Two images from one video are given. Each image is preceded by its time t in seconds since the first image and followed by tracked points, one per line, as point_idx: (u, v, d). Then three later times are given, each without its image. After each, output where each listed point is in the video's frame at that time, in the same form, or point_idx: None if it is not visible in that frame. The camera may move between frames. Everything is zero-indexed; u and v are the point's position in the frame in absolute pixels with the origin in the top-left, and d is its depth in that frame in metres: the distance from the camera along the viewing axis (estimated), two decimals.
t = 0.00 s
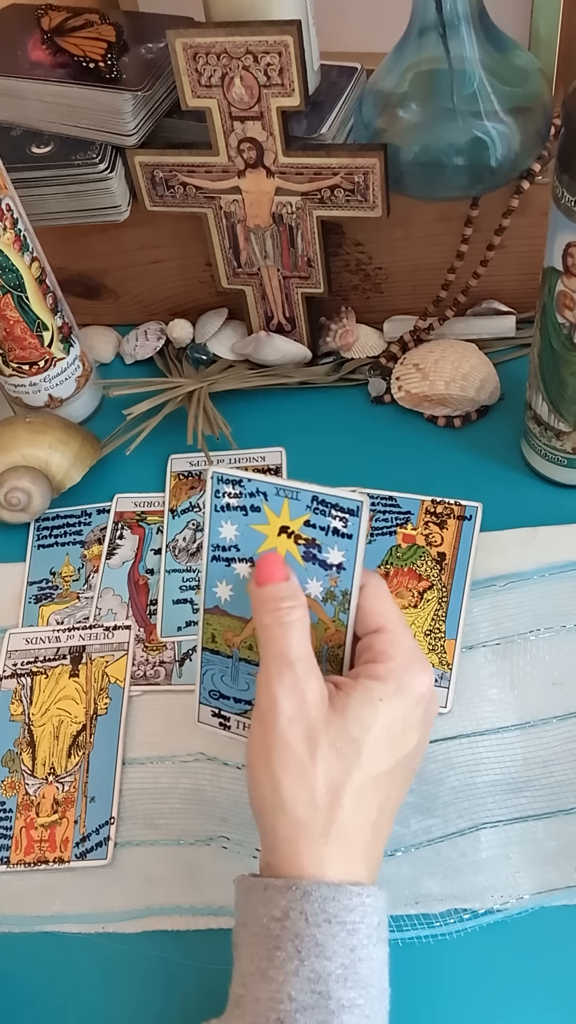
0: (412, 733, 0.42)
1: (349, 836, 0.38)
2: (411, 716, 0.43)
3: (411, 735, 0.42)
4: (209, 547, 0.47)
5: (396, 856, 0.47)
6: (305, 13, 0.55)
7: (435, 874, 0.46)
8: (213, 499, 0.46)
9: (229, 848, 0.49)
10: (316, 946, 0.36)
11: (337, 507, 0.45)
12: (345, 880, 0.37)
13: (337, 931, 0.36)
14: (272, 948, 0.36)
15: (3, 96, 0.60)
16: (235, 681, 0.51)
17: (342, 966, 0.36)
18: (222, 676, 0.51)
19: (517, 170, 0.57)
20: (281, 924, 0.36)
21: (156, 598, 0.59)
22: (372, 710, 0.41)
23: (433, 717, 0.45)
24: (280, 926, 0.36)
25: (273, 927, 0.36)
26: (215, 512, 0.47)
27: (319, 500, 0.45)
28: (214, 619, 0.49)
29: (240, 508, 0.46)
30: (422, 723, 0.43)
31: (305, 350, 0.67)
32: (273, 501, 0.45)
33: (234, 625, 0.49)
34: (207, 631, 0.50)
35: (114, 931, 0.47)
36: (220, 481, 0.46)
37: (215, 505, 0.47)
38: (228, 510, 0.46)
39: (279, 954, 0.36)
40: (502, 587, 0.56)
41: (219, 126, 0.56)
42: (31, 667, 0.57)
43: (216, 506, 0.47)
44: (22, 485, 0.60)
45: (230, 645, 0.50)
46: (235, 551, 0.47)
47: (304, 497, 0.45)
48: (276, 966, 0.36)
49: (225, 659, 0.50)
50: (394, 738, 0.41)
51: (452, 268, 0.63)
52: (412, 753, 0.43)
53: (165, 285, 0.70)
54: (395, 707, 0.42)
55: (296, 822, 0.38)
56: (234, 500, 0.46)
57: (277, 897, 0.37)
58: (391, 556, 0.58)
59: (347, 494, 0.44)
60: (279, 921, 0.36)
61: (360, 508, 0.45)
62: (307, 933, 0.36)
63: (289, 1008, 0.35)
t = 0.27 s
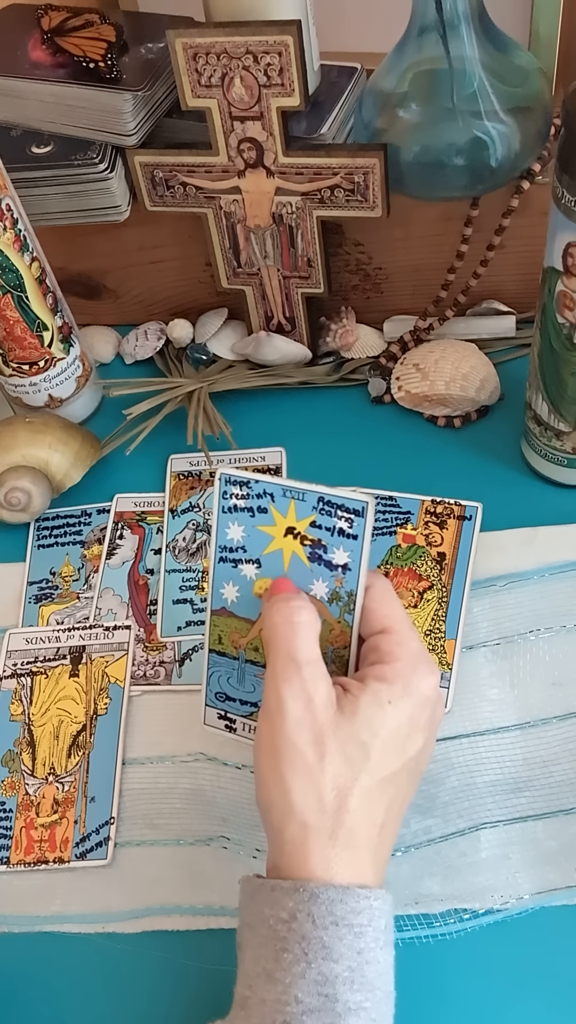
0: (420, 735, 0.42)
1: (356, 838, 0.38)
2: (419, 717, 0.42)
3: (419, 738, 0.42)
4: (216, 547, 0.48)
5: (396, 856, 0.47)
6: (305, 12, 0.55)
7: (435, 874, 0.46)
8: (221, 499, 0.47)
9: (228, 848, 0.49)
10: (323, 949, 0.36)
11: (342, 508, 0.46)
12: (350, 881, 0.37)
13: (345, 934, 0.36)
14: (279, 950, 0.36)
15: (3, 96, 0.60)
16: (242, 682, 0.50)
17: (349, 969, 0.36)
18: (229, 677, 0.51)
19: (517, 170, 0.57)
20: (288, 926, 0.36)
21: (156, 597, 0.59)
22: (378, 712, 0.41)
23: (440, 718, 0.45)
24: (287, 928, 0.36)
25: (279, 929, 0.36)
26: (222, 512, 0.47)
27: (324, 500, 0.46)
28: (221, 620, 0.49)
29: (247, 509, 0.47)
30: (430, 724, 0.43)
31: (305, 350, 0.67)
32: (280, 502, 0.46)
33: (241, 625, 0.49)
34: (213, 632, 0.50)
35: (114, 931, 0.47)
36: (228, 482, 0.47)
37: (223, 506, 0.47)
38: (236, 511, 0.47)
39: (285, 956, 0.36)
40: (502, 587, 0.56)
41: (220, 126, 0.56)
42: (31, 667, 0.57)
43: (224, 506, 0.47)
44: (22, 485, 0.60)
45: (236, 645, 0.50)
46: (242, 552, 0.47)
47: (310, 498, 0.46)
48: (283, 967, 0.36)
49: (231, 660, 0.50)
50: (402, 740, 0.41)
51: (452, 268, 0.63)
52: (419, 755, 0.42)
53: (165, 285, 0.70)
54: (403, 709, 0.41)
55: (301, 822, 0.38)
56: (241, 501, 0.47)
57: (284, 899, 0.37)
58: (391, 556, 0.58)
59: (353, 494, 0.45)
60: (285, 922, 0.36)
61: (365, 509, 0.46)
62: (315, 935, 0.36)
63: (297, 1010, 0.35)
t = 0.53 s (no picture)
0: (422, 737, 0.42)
1: (358, 839, 0.38)
2: (420, 718, 0.42)
3: (421, 740, 0.42)
4: (212, 548, 0.47)
5: (396, 856, 0.47)
6: (305, 12, 0.55)
7: (435, 874, 0.46)
8: (215, 500, 0.46)
9: (229, 848, 0.49)
10: (324, 954, 0.36)
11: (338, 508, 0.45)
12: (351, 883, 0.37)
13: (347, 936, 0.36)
14: (280, 952, 0.36)
15: (3, 96, 0.60)
16: (241, 681, 0.50)
17: (350, 974, 0.36)
18: (228, 676, 0.51)
19: (517, 170, 0.57)
20: (288, 929, 0.36)
21: (156, 598, 0.59)
22: (380, 712, 0.41)
23: (442, 721, 0.45)
24: (288, 929, 0.36)
25: (280, 931, 0.37)
26: (217, 513, 0.47)
27: (320, 501, 0.45)
28: (220, 619, 0.49)
29: (242, 510, 0.46)
30: (432, 727, 0.43)
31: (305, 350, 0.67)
32: (275, 502, 0.45)
33: (240, 625, 0.49)
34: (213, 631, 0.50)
35: (114, 931, 0.47)
36: (222, 481, 0.46)
37: (217, 506, 0.46)
38: (231, 511, 0.46)
39: (287, 958, 0.36)
40: (502, 587, 0.56)
41: (219, 126, 0.56)
42: (31, 667, 0.57)
43: (218, 507, 0.46)
44: (22, 485, 0.60)
45: (236, 645, 0.50)
46: (238, 552, 0.47)
47: (305, 498, 0.45)
48: (284, 971, 0.36)
49: (231, 659, 0.50)
50: (405, 742, 0.41)
51: (452, 268, 0.63)
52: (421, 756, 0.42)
53: (165, 284, 0.70)
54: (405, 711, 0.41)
55: (302, 823, 0.38)
56: (236, 501, 0.46)
57: (286, 902, 0.37)
58: (391, 556, 0.58)
59: (348, 495, 0.45)
60: (286, 924, 0.36)
61: (361, 509, 0.45)
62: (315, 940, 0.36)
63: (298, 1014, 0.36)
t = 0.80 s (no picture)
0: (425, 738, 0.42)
1: (360, 839, 0.38)
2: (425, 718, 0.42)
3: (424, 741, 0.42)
4: (219, 547, 0.48)
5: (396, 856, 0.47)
6: (305, 12, 0.55)
7: (435, 874, 0.46)
8: (224, 499, 0.47)
9: (228, 848, 0.49)
10: (328, 952, 0.36)
11: (348, 509, 0.46)
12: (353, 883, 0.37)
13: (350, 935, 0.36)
14: (283, 952, 0.36)
15: (3, 96, 0.60)
16: (245, 682, 0.50)
17: (353, 974, 0.36)
18: (232, 677, 0.51)
19: (517, 170, 0.57)
20: (292, 929, 0.36)
21: (156, 598, 0.59)
22: (381, 712, 0.41)
23: (446, 721, 0.45)
24: (291, 929, 0.36)
25: (284, 931, 0.36)
26: (226, 512, 0.47)
27: (329, 501, 0.45)
28: (224, 619, 0.49)
29: (251, 510, 0.47)
30: (436, 727, 0.43)
31: (305, 350, 0.67)
32: (284, 502, 0.46)
33: (244, 625, 0.49)
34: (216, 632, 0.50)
35: (114, 931, 0.47)
36: (232, 481, 0.47)
37: (226, 506, 0.47)
38: (239, 511, 0.47)
39: (289, 958, 0.36)
40: (502, 587, 0.56)
41: (219, 126, 0.56)
42: (31, 667, 0.57)
43: (227, 506, 0.47)
44: (22, 485, 0.60)
45: (240, 645, 0.50)
46: (245, 551, 0.47)
47: (315, 498, 0.46)
48: (287, 971, 0.36)
49: (234, 660, 0.50)
50: (407, 742, 0.41)
51: (453, 268, 0.63)
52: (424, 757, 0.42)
53: (165, 284, 0.70)
54: (407, 710, 0.42)
55: (305, 823, 0.38)
56: (244, 501, 0.47)
57: (289, 902, 0.37)
58: (391, 556, 0.58)
59: (357, 495, 0.45)
60: (289, 924, 0.36)
61: (371, 510, 0.45)
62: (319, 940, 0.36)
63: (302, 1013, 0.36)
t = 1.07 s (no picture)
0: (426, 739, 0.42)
1: (363, 840, 0.38)
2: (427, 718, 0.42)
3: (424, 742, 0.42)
4: (221, 547, 0.48)
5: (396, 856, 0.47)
6: (305, 12, 0.55)
7: (435, 874, 0.46)
8: (226, 499, 0.47)
9: (228, 848, 0.49)
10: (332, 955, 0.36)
11: (350, 509, 0.45)
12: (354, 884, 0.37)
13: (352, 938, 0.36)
14: (285, 955, 0.36)
15: (3, 96, 0.60)
16: (246, 683, 0.51)
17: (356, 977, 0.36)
18: (234, 678, 0.51)
19: (517, 170, 0.57)
20: (295, 930, 0.36)
21: (156, 598, 0.59)
22: (384, 713, 0.41)
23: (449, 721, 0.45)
24: (294, 931, 0.36)
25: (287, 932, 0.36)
26: (227, 512, 0.47)
27: (331, 501, 0.45)
28: (226, 620, 0.49)
29: (253, 510, 0.47)
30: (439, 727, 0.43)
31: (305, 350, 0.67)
32: (286, 502, 0.46)
33: (246, 626, 0.49)
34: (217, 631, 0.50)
35: (114, 931, 0.47)
36: (233, 481, 0.47)
37: (228, 506, 0.47)
38: (241, 511, 0.47)
39: (292, 960, 0.36)
40: (503, 587, 0.56)
41: (220, 126, 0.56)
42: (31, 667, 0.57)
43: (229, 506, 0.47)
44: (22, 485, 0.60)
45: (242, 646, 0.50)
46: (247, 552, 0.47)
47: (317, 498, 0.45)
48: (290, 973, 0.36)
49: (237, 660, 0.50)
50: (409, 742, 0.41)
51: (452, 268, 0.63)
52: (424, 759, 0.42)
53: (165, 284, 0.70)
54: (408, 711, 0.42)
55: (308, 824, 0.38)
56: (246, 501, 0.47)
57: (291, 903, 0.37)
58: (392, 556, 0.58)
59: (359, 495, 0.45)
60: (292, 925, 0.36)
61: (373, 510, 0.45)
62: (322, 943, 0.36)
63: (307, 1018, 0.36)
